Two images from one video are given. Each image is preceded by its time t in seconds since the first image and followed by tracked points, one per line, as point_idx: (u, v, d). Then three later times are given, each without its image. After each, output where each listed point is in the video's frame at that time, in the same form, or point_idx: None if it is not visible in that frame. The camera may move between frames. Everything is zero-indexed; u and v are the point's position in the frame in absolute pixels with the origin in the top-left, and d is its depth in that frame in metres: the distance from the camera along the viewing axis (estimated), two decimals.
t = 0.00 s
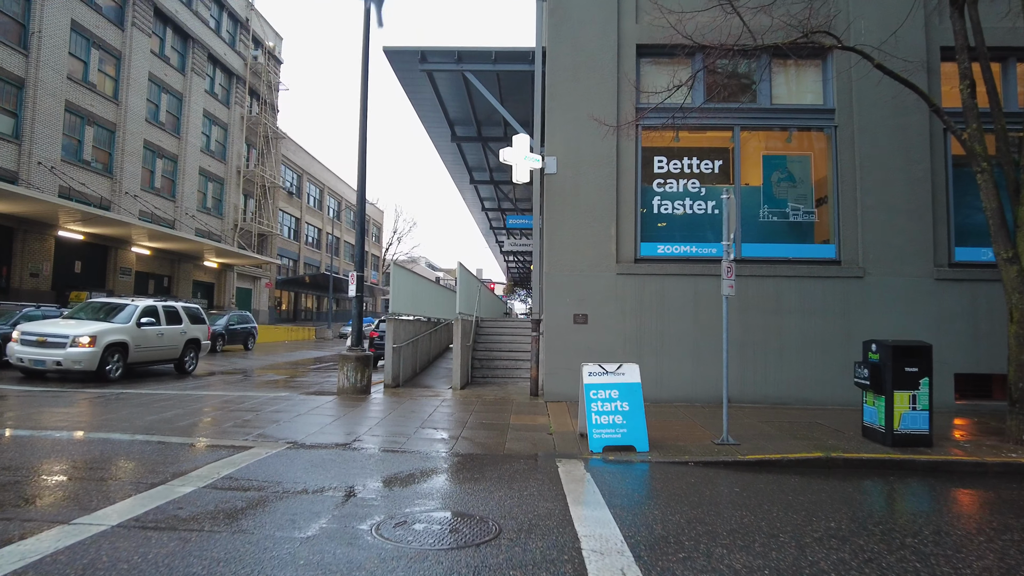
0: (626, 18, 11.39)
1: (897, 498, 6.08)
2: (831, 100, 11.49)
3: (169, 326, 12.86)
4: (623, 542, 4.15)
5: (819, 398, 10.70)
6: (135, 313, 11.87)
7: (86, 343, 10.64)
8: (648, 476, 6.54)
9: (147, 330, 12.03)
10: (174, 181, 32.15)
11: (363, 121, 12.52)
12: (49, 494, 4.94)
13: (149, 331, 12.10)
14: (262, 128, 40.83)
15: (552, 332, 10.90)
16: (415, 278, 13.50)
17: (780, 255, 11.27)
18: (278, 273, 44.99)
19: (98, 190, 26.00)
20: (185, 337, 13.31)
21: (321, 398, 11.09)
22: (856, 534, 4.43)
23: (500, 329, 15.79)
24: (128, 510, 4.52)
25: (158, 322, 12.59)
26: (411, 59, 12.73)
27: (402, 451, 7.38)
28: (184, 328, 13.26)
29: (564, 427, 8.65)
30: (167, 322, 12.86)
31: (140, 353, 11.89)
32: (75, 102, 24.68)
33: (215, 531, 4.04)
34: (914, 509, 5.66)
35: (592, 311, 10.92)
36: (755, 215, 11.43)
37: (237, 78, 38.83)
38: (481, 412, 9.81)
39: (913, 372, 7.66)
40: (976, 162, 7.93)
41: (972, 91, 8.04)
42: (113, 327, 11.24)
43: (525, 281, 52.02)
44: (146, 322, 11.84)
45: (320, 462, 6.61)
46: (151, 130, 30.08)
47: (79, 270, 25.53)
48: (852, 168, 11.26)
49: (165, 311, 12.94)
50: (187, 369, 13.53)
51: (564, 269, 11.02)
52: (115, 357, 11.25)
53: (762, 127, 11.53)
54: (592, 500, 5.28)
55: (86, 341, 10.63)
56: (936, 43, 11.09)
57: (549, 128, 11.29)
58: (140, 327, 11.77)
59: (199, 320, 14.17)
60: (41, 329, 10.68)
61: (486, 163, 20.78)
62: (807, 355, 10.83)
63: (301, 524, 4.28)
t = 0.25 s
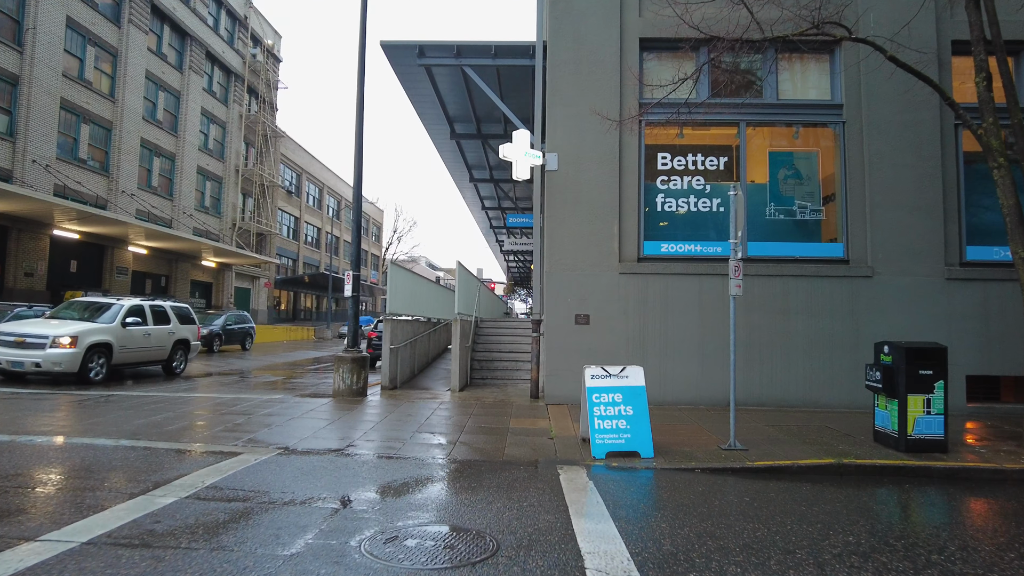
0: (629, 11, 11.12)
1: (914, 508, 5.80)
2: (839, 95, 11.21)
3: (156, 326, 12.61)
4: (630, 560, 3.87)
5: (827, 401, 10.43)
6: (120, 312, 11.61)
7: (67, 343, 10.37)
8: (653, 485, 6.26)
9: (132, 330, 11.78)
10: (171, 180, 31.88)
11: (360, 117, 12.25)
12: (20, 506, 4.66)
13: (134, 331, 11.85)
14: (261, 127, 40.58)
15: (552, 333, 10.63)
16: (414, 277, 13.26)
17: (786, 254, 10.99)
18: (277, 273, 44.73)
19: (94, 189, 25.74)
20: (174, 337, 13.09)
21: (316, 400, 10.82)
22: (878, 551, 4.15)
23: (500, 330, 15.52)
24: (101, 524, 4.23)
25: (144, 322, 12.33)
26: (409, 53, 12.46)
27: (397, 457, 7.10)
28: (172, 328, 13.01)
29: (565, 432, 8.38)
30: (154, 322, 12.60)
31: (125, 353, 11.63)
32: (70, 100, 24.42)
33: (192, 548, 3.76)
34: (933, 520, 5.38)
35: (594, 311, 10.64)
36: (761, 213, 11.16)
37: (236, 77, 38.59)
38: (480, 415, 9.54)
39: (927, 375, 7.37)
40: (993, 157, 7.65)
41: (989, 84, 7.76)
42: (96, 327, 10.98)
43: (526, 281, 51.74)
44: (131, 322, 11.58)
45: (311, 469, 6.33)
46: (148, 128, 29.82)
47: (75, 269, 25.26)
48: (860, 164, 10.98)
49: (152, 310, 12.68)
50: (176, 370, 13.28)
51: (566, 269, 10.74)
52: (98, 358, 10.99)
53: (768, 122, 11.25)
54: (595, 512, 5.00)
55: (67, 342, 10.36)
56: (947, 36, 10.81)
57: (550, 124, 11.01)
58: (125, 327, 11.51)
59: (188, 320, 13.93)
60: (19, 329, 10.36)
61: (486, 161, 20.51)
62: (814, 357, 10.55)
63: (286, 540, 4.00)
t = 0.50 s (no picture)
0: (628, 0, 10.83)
1: (929, 512, 5.51)
2: (844, 86, 10.93)
3: (139, 325, 12.33)
4: (631, 572, 3.58)
5: (832, 400, 10.14)
6: (101, 311, 11.31)
7: (42, 343, 10.04)
8: (655, 489, 5.96)
9: (113, 330, 11.48)
10: (166, 178, 31.56)
11: (353, 110, 11.96)
12: None
13: (116, 330, 11.56)
14: (257, 125, 40.28)
15: (550, 331, 10.34)
16: (408, 275, 12.96)
17: (790, 250, 10.71)
18: (273, 273, 44.42)
19: (86, 187, 25.41)
20: (158, 337, 12.83)
21: (307, 401, 10.52)
22: (897, 561, 3.87)
23: (497, 328, 15.22)
24: (62, 534, 3.91)
25: (127, 322, 12.04)
26: (403, 45, 12.16)
27: (387, 460, 6.79)
28: (156, 327, 12.75)
29: (562, 433, 8.08)
30: (137, 322, 12.32)
31: (105, 353, 11.32)
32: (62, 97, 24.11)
33: (155, 562, 3.46)
34: (950, 526, 5.09)
35: (593, 308, 10.36)
36: (764, 207, 10.87)
37: (231, 75, 38.29)
38: (475, 416, 9.25)
39: (939, 373, 7.08)
40: (1006, 147, 7.37)
41: (1002, 72, 7.48)
42: (77, 327, 10.69)
43: (525, 280, 51.44)
44: (112, 321, 11.28)
45: (297, 472, 6.03)
46: (142, 126, 29.50)
47: (67, 269, 24.94)
48: (866, 157, 10.70)
49: (135, 309, 12.38)
50: (160, 371, 12.99)
51: (564, 265, 10.45)
52: (75, 358, 10.69)
53: (771, 115, 10.98)
54: (594, 519, 4.71)
55: (42, 341, 10.04)
56: (955, 25, 10.53)
57: (547, 116, 10.72)
58: (105, 326, 11.20)
59: (174, 319, 13.66)
60: None
61: (483, 158, 20.20)
62: (819, 355, 10.26)
63: (260, 552, 3.70)
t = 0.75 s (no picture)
0: None
1: (948, 525, 5.23)
2: (850, 81, 10.66)
3: (121, 327, 12.06)
4: None
5: (839, 404, 9.87)
6: (81, 312, 11.03)
7: (17, 346, 9.70)
8: (659, 500, 5.67)
9: (94, 331, 11.19)
10: (161, 178, 31.26)
11: (346, 107, 11.68)
12: None
13: (97, 332, 11.28)
14: (253, 125, 39.98)
15: (549, 333, 10.05)
16: (404, 275, 12.67)
17: (796, 249, 10.43)
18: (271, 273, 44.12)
19: (79, 187, 25.10)
20: (141, 339, 12.58)
21: (299, 405, 10.23)
22: None
23: (495, 330, 14.93)
24: (21, 557, 3.61)
25: (108, 323, 11.76)
26: (398, 40, 11.88)
27: (380, 469, 6.50)
28: (140, 329, 12.49)
29: (562, 440, 7.80)
30: (120, 323, 12.04)
31: (85, 356, 11.02)
32: (54, 95, 23.80)
33: None
34: (971, 541, 4.81)
35: (593, 310, 10.07)
36: (769, 206, 10.60)
37: (227, 74, 37.99)
38: (471, 421, 8.96)
39: (954, 377, 6.80)
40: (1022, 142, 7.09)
41: (1017, 64, 7.20)
42: (55, 329, 10.40)
43: (524, 280, 51.17)
44: (92, 323, 10.98)
45: (284, 483, 5.74)
46: (136, 125, 29.20)
47: (60, 269, 24.63)
48: (873, 154, 10.42)
49: (117, 310, 12.09)
50: (144, 373, 12.73)
51: (563, 265, 10.16)
52: (52, 362, 10.40)
53: (775, 111, 10.71)
54: (597, 535, 4.42)
55: (16, 345, 9.69)
56: (964, 19, 10.25)
57: (546, 112, 10.43)
58: (85, 328, 10.90)
59: (158, 320, 13.41)
60: None
61: (481, 157, 19.92)
62: (825, 357, 9.99)
63: None
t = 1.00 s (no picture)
0: None
1: (976, 534, 4.94)
2: (861, 72, 10.35)
3: (106, 326, 11.77)
4: None
5: (850, 404, 9.58)
6: (62, 311, 10.73)
7: None
8: (670, 507, 5.38)
9: (75, 330, 10.89)
10: (158, 176, 30.97)
11: (344, 100, 11.38)
12: None
13: (79, 331, 10.98)
14: (252, 123, 39.70)
15: (552, 331, 9.76)
16: (403, 273, 12.38)
17: (806, 245, 10.13)
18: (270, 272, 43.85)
19: (75, 184, 24.81)
20: (127, 338, 12.30)
21: (294, 406, 9.94)
22: None
23: (496, 328, 14.62)
24: None
25: (92, 322, 11.47)
26: (396, 31, 11.59)
27: (376, 474, 6.19)
28: (126, 328, 12.20)
29: (566, 442, 7.50)
30: (104, 322, 11.74)
31: (66, 356, 10.73)
32: (49, 91, 23.50)
33: None
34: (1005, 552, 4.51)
35: (598, 308, 9.78)
36: (778, 201, 10.31)
37: (225, 71, 37.71)
38: (472, 423, 8.67)
39: (977, 377, 6.51)
40: None
41: None
42: (33, 328, 10.08)
43: (525, 279, 50.88)
44: (74, 321, 10.69)
45: (274, 489, 5.45)
46: (133, 122, 28.90)
47: (55, 268, 24.34)
48: (886, 146, 10.10)
49: (101, 308, 11.80)
50: (131, 373, 12.48)
51: (567, 262, 9.87)
52: (30, 362, 10.10)
53: (784, 103, 10.41)
54: (607, 547, 4.12)
55: None
56: (979, 7, 9.94)
57: (549, 104, 10.14)
58: (66, 327, 10.61)
59: (146, 319, 13.12)
60: None
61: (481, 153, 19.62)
62: (836, 357, 9.69)
63: None
